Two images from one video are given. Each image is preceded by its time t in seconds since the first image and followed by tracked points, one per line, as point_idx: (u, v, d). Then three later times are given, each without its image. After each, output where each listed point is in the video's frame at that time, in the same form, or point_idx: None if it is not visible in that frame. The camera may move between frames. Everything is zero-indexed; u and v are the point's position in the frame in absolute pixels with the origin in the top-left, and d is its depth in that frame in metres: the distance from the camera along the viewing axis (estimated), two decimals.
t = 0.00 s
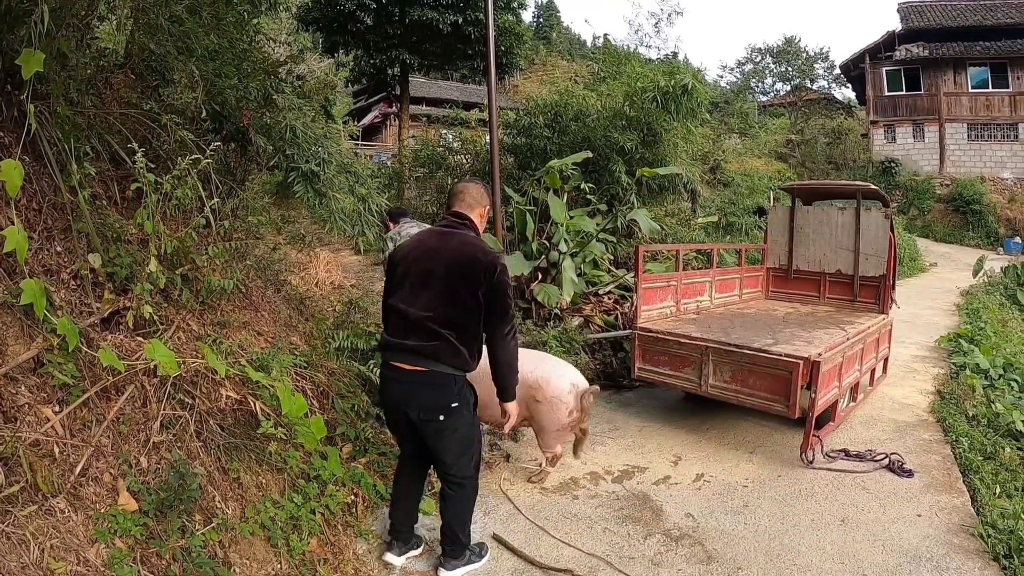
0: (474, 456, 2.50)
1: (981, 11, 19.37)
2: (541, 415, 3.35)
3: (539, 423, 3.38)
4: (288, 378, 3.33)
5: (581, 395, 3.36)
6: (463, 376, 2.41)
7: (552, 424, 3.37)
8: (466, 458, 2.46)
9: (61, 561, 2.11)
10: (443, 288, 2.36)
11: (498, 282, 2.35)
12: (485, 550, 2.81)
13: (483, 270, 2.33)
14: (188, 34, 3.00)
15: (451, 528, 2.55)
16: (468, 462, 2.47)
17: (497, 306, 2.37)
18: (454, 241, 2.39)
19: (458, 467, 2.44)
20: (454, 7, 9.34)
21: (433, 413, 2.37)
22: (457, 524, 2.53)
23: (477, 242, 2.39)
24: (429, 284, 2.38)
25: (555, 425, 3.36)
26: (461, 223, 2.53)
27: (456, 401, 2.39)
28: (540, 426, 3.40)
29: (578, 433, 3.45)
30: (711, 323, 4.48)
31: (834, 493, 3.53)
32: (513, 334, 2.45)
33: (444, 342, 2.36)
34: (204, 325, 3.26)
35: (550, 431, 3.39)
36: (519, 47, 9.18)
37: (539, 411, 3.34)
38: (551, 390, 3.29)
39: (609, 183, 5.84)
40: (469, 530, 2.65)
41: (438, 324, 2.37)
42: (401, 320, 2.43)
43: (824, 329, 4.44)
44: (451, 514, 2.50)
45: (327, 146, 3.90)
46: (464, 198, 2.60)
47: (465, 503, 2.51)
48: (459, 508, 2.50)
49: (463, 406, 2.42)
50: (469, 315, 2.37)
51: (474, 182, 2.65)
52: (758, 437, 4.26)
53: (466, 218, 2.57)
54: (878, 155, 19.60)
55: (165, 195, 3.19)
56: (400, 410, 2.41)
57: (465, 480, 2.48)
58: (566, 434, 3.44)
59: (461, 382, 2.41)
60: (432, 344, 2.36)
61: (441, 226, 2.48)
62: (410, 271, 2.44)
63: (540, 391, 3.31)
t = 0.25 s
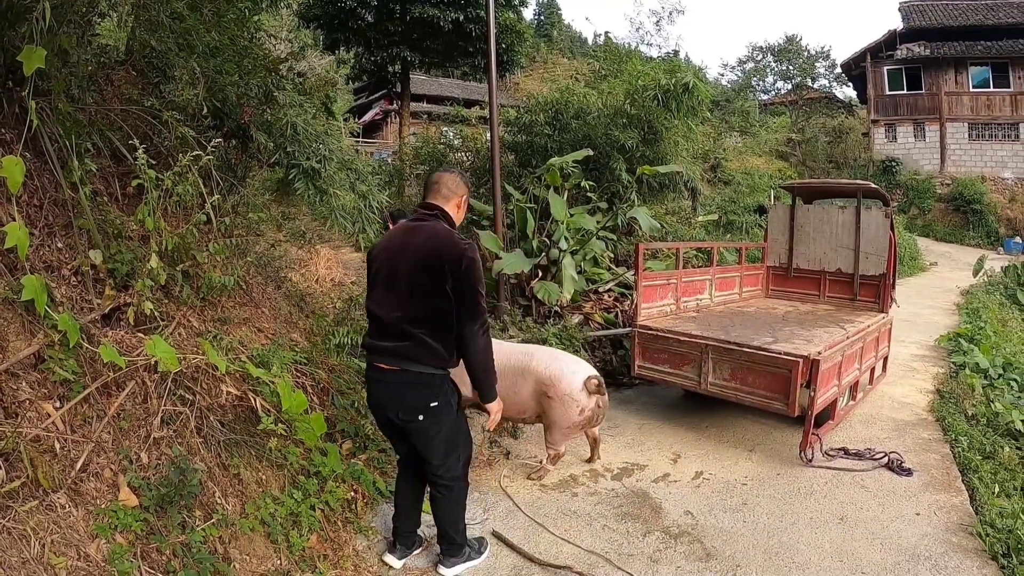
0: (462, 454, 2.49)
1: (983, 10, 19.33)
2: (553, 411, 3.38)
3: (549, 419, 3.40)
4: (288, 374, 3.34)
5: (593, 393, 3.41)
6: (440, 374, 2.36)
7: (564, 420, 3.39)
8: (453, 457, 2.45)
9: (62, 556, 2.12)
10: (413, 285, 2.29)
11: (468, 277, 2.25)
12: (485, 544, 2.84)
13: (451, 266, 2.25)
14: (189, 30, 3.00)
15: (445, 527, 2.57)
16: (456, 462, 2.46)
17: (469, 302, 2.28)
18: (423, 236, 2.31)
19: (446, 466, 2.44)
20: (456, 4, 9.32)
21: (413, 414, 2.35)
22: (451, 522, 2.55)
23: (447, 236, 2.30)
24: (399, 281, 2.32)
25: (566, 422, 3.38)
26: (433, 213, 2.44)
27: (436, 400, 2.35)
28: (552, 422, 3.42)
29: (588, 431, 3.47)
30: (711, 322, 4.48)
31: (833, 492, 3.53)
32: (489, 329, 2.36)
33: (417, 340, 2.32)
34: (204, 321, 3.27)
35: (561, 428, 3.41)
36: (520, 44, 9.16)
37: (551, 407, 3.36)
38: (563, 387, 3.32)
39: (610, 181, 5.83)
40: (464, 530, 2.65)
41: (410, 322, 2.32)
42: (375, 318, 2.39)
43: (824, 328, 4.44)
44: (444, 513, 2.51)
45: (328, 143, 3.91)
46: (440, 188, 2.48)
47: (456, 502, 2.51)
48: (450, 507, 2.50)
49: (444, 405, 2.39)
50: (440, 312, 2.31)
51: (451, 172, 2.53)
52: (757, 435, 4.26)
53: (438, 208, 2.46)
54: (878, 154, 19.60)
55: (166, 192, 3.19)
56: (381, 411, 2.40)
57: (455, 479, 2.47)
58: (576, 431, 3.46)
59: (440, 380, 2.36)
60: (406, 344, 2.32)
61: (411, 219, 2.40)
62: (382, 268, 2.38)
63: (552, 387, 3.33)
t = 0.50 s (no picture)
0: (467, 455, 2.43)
1: (980, 12, 19.38)
2: (553, 413, 3.40)
3: (550, 421, 3.42)
4: (286, 375, 3.35)
5: (593, 394, 3.41)
6: (437, 374, 2.31)
7: (564, 423, 3.41)
8: (458, 456, 2.40)
9: (60, 557, 2.12)
10: (403, 286, 2.25)
11: (457, 275, 2.19)
12: (480, 568, 2.66)
13: (440, 265, 2.20)
14: (187, 32, 3.01)
15: (447, 535, 2.44)
16: (462, 460, 2.41)
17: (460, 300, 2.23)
18: (410, 235, 2.27)
19: (450, 467, 2.38)
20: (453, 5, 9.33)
21: (414, 415, 2.31)
22: (453, 528, 2.43)
23: (434, 233, 2.26)
24: (390, 283, 2.28)
25: (566, 424, 3.40)
26: (420, 211, 2.39)
27: (434, 400, 2.31)
28: (552, 424, 3.44)
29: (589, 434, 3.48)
30: (708, 322, 4.49)
31: (830, 492, 3.54)
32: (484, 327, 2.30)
33: (411, 342, 2.28)
34: (202, 322, 3.27)
35: (560, 430, 3.44)
36: (518, 46, 9.18)
37: (552, 409, 3.38)
38: (564, 389, 3.33)
39: (608, 183, 5.84)
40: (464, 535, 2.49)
41: (403, 324, 2.28)
42: (369, 322, 2.36)
43: (821, 328, 4.45)
44: (447, 517, 2.41)
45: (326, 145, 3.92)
46: (428, 183, 2.43)
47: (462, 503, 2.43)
48: (454, 511, 2.41)
49: (444, 405, 2.34)
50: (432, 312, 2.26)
51: (438, 165, 2.48)
52: (755, 435, 4.27)
53: (425, 204, 2.42)
54: (876, 155, 19.62)
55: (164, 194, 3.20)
56: (381, 414, 2.37)
57: (460, 479, 2.41)
58: (576, 434, 3.48)
59: (438, 380, 2.33)
60: (400, 346, 2.28)
61: (399, 218, 2.36)
62: (373, 270, 2.35)
63: (554, 390, 3.34)
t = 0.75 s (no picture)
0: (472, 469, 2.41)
1: (981, 12, 19.37)
2: (558, 417, 3.40)
3: (555, 424, 3.42)
4: (287, 376, 3.36)
5: (599, 398, 3.38)
6: (457, 384, 2.29)
7: (569, 426, 3.40)
8: (463, 470, 2.37)
9: (62, 557, 2.13)
10: (424, 293, 2.21)
11: (482, 284, 2.18)
12: (481, 570, 2.60)
13: (464, 273, 2.17)
14: (188, 34, 3.03)
15: (447, 553, 2.39)
16: (466, 476, 2.37)
17: (483, 309, 2.22)
18: (431, 241, 2.23)
19: (455, 481, 2.35)
20: (454, 7, 9.35)
21: (430, 424, 2.28)
22: (454, 545, 2.39)
23: (455, 241, 2.22)
24: (410, 290, 2.24)
25: (571, 427, 3.39)
26: (436, 213, 2.34)
27: (451, 410, 2.29)
28: (557, 427, 3.44)
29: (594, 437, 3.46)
30: (708, 323, 4.50)
31: (830, 493, 3.55)
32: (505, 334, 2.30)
33: (432, 351, 2.24)
34: (204, 324, 3.28)
35: (566, 433, 3.43)
36: (518, 47, 9.18)
37: (556, 412, 3.38)
38: (569, 392, 3.33)
39: (608, 184, 5.85)
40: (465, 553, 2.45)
41: (423, 332, 2.24)
42: (386, 329, 2.31)
43: (821, 329, 4.45)
44: (449, 533, 2.37)
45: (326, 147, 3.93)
46: (441, 183, 2.37)
47: (464, 521, 2.39)
48: (456, 527, 2.38)
49: (460, 416, 2.32)
50: (454, 320, 2.23)
51: (450, 163, 2.41)
52: (755, 436, 4.27)
53: (440, 206, 2.36)
54: (877, 156, 19.62)
55: (166, 195, 3.20)
56: (395, 422, 2.33)
57: (461, 496, 2.37)
58: (581, 437, 3.47)
59: (457, 389, 2.30)
60: (421, 355, 2.25)
61: (416, 222, 2.31)
62: (390, 275, 2.30)
63: (559, 393, 3.35)
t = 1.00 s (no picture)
0: (472, 475, 2.42)
1: (979, 11, 19.38)
2: (558, 416, 3.40)
3: (554, 423, 3.43)
4: (287, 376, 3.36)
5: (600, 397, 3.40)
6: (459, 388, 2.30)
7: (570, 425, 3.41)
8: (464, 475, 2.37)
9: (62, 556, 2.13)
10: (430, 296, 2.21)
11: (490, 287, 2.19)
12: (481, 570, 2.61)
13: (474, 276, 2.18)
14: (187, 35, 3.05)
15: (446, 556, 2.40)
16: (466, 481, 2.38)
17: (489, 312, 2.24)
18: (441, 242, 2.22)
19: (455, 486, 2.35)
20: (453, 7, 9.35)
21: (430, 428, 2.29)
22: (453, 548, 2.40)
23: (463, 243, 2.21)
24: (415, 291, 2.24)
25: (571, 427, 3.40)
26: (444, 213, 2.34)
27: (452, 415, 2.30)
28: (557, 426, 3.44)
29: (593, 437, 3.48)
30: (707, 323, 4.50)
31: (829, 491, 3.55)
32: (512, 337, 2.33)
33: (435, 354, 2.25)
34: (203, 324, 3.29)
35: (565, 432, 3.44)
36: (517, 47, 9.18)
37: (557, 411, 3.39)
38: (569, 392, 3.34)
39: (607, 184, 5.85)
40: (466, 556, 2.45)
41: (427, 335, 2.25)
42: (390, 329, 2.31)
43: (820, 329, 4.46)
44: (449, 537, 2.38)
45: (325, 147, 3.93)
46: (453, 182, 2.37)
47: (464, 525, 2.40)
48: (455, 532, 2.38)
49: (460, 421, 2.33)
50: (459, 322, 2.24)
51: (463, 162, 2.42)
52: (754, 436, 4.28)
53: (449, 205, 2.37)
54: (876, 155, 19.63)
55: (165, 196, 3.21)
56: (396, 424, 2.34)
57: (461, 501, 2.37)
58: (580, 436, 3.48)
59: (459, 394, 2.31)
60: (424, 358, 2.25)
61: (423, 222, 2.30)
62: (395, 275, 2.29)
63: (560, 392, 3.35)
